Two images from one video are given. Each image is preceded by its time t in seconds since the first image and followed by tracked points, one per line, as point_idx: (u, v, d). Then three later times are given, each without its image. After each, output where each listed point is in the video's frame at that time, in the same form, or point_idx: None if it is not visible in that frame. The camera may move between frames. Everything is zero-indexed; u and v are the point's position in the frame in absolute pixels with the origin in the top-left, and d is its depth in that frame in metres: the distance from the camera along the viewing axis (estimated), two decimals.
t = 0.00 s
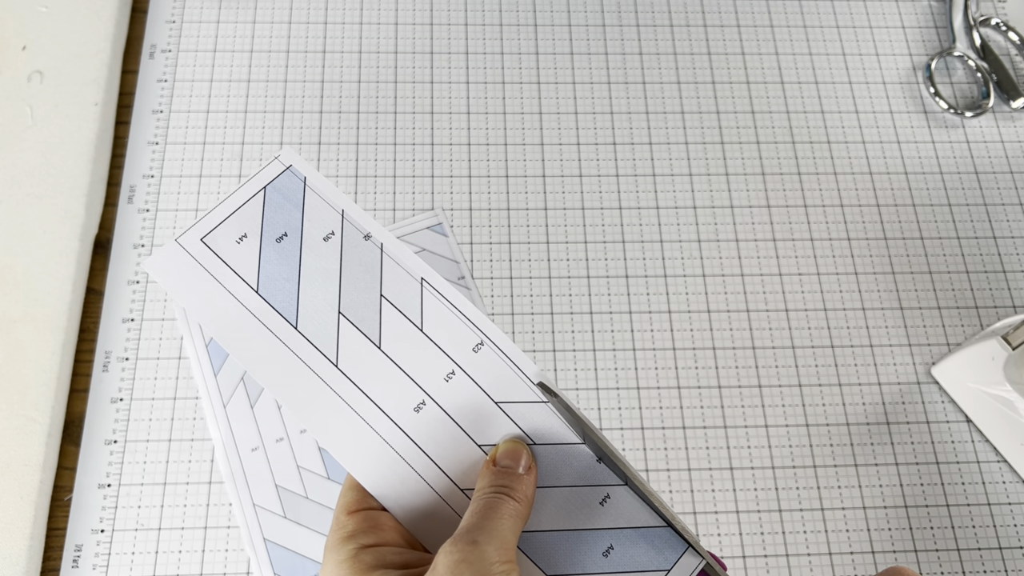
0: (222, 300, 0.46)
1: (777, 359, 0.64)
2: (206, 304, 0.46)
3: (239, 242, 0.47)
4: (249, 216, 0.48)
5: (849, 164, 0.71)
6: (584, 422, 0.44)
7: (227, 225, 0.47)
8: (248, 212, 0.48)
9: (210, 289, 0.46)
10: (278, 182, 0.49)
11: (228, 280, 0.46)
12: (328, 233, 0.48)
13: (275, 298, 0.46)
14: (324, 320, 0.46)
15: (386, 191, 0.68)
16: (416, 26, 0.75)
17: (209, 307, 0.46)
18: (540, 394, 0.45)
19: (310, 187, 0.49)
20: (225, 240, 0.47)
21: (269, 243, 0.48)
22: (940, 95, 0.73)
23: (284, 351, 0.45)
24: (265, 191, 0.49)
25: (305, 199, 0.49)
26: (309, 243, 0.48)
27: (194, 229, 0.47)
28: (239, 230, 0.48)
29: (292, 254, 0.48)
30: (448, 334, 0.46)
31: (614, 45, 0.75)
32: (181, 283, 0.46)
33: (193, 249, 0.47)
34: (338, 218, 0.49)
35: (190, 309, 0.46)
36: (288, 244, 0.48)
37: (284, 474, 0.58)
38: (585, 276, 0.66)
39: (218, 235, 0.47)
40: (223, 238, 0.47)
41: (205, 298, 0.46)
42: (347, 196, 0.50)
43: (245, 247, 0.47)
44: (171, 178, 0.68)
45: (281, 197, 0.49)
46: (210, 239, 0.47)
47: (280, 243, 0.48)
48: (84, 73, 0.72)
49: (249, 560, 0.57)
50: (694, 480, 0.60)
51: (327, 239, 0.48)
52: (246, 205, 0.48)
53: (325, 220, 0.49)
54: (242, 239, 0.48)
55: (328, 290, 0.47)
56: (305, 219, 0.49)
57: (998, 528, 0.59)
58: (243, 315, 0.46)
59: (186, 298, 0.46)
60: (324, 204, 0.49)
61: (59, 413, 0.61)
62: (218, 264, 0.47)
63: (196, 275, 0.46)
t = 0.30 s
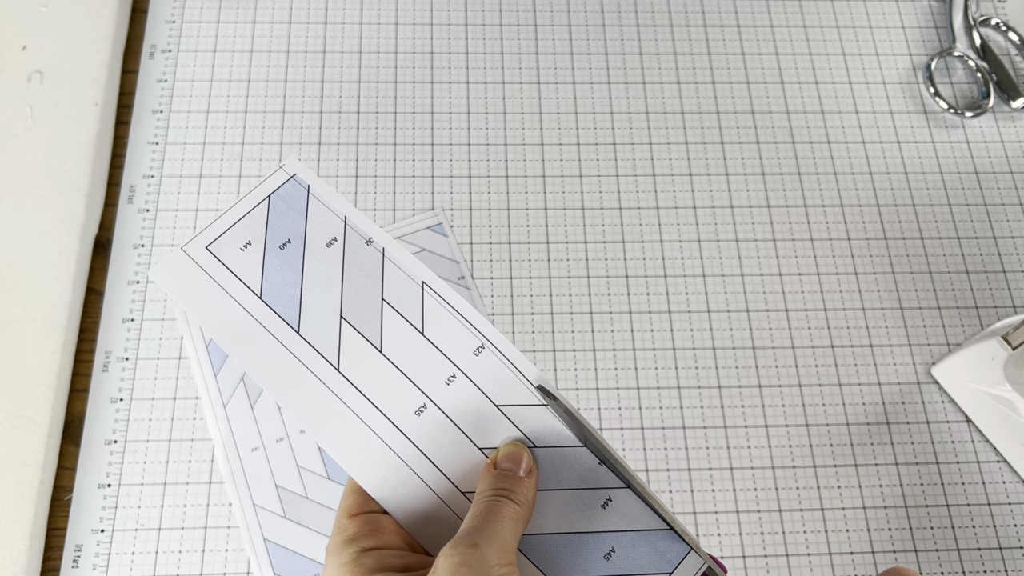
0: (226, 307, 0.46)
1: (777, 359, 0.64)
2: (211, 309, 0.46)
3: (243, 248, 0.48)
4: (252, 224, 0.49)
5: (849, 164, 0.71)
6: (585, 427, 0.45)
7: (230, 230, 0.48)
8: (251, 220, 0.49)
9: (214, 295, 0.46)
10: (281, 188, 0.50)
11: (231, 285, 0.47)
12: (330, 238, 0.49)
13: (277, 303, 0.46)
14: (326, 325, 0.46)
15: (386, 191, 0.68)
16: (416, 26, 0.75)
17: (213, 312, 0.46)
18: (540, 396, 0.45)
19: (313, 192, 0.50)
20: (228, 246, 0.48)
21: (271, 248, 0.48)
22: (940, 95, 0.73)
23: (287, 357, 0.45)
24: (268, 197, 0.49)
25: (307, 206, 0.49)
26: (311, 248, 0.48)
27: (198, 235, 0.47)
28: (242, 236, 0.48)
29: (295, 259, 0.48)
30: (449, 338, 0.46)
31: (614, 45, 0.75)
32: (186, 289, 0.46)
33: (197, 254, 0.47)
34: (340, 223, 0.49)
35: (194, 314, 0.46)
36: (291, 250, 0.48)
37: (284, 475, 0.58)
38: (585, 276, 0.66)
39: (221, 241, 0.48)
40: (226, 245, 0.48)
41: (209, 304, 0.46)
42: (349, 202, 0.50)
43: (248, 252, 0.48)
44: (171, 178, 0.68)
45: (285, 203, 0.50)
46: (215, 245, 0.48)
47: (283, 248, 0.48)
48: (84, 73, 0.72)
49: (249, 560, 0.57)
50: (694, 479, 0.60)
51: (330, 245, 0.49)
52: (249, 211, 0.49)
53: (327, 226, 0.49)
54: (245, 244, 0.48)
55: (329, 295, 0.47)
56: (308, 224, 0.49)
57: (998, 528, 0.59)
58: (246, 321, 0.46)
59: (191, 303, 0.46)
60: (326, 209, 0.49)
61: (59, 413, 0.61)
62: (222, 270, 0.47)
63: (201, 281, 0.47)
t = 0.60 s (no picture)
0: (221, 301, 0.46)
1: (777, 359, 0.64)
2: (205, 303, 0.46)
3: (236, 240, 0.47)
4: (245, 214, 0.48)
5: (849, 164, 0.71)
6: (584, 426, 0.44)
7: (223, 222, 0.47)
8: (244, 209, 0.48)
9: (208, 289, 0.46)
10: (274, 178, 0.49)
11: (226, 279, 0.46)
12: (326, 231, 0.48)
13: (273, 298, 0.46)
14: (323, 320, 0.46)
15: (386, 191, 0.68)
16: (416, 26, 0.75)
17: (208, 306, 0.46)
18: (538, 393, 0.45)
19: (307, 183, 0.49)
20: (221, 238, 0.47)
21: (265, 241, 0.47)
22: (940, 95, 0.73)
23: (284, 352, 0.45)
24: (261, 187, 0.48)
25: (302, 197, 0.49)
26: (306, 241, 0.47)
27: (190, 227, 0.46)
28: (235, 228, 0.47)
29: (289, 252, 0.47)
30: (446, 334, 0.46)
31: (614, 45, 0.75)
32: (179, 284, 0.46)
33: (190, 248, 0.46)
34: (336, 216, 0.48)
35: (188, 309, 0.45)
36: (285, 243, 0.47)
37: (284, 474, 0.58)
38: (585, 276, 0.66)
39: (214, 233, 0.47)
40: (220, 238, 0.47)
41: (203, 299, 0.46)
42: (344, 193, 0.49)
43: (241, 244, 0.47)
44: (171, 178, 0.68)
45: (278, 193, 0.49)
46: (207, 237, 0.47)
47: (277, 241, 0.47)
48: (85, 73, 0.72)
49: (249, 560, 0.57)
50: (694, 479, 0.60)
51: (325, 238, 0.48)
52: (242, 202, 0.48)
53: (322, 218, 0.48)
54: (238, 236, 0.47)
55: (326, 291, 0.46)
56: (302, 217, 0.48)
57: (998, 528, 0.59)
58: (242, 316, 0.45)
59: (185, 298, 0.46)
60: (321, 201, 0.49)
61: (59, 413, 0.61)
62: (215, 263, 0.46)
63: (194, 274, 0.46)
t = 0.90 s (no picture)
0: (221, 312, 0.46)
1: (777, 359, 0.64)
2: (205, 315, 0.46)
3: (237, 253, 0.47)
4: (245, 227, 0.48)
5: (849, 164, 0.71)
6: (585, 430, 0.45)
7: (223, 235, 0.47)
8: (245, 222, 0.48)
9: (209, 302, 0.46)
10: (273, 192, 0.49)
11: (226, 291, 0.46)
12: (325, 243, 0.48)
13: (273, 309, 0.46)
14: (323, 328, 0.46)
15: (386, 191, 0.68)
16: (416, 26, 0.75)
17: (208, 318, 0.46)
18: (538, 398, 0.45)
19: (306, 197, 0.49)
20: (221, 251, 0.47)
21: (265, 254, 0.47)
22: (940, 95, 0.73)
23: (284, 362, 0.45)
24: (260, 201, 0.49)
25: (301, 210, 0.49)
26: (306, 253, 0.48)
27: (191, 240, 0.47)
28: (236, 241, 0.48)
29: (290, 264, 0.47)
30: (446, 342, 0.46)
31: (614, 45, 0.75)
32: (181, 296, 0.46)
33: (191, 260, 0.47)
34: (335, 228, 0.48)
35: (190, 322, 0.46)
36: (285, 255, 0.48)
37: (284, 475, 0.58)
38: (585, 276, 0.66)
39: (214, 245, 0.47)
40: (220, 251, 0.47)
41: (204, 311, 0.46)
42: (342, 206, 0.50)
43: (242, 257, 0.47)
44: (171, 178, 0.68)
45: (277, 207, 0.49)
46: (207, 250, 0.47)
47: (277, 254, 0.48)
48: (84, 72, 0.72)
49: (249, 560, 0.57)
50: (694, 479, 0.60)
51: (324, 249, 0.48)
52: (242, 215, 0.48)
53: (321, 230, 0.48)
54: (239, 249, 0.47)
55: (326, 300, 0.46)
56: (302, 229, 0.48)
57: (998, 528, 0.59)
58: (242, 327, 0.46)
59: (186, 310, 0.46)
60: (320, 213, 0.49)
61: (59, 413, 0.61)
62: (216, 275, 0.47)
63: (195, 287, 0.46)
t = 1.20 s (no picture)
0: (246, 345, 0.47)
1: (777, 359, 0.64)
2: (232, 349, 0.47)
3: (265, 292, 0.49)
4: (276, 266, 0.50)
5: (849, 164, 0.71)
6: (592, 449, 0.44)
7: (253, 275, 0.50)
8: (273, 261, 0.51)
9: (237, 337, 0.47)
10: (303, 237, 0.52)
11: (253, 326, 0.48)
12: (348, 279, 0.49)
13: (297, 342, 0.47)
14: (338, 353, 0.46)
15: (386, 191, 0.68)
16: (416, 26, 0.75)
17: (235, 352, 0.47)
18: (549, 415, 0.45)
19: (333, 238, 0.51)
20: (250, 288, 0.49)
21: (292, 293, 0.49)
22: (940, 95, 0.73)
23: (302, 390, 0.45)
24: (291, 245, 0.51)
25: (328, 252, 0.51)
26: (330, 290, 0.49)
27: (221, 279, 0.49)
28: (265, 280, 0.50)
29: (315, 301, 0.49)
30: (455, 359, 0.46)
31: (614, 45, 0.75)
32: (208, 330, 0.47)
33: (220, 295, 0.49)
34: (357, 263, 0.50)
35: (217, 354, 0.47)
36: (311, 293, 0.49)
37: (284, 475, 0.59)
38: (585, 276, 0.66)
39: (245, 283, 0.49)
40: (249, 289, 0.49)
41: (231, 345, 0.47)
42: (366, 245, 0.51)
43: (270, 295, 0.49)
44: (171, 178, 0.68)
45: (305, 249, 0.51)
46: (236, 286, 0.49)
47: (304, 293, 0.49)
48: (85, 73, 0.72)
49: (249, 560, 0.57)
50: (694, 479, 0.60)
51: (346, 285, 0.49)
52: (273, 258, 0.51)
53: (345, 267, 0.50)
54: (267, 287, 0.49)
55: (344, 329, 0.47)
56: (327, 268, 0.50)
57: (998, 528, 0.59)
58: (265, 358, 0.47)
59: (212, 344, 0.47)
60: (344, 252, 0.50)
61: (59, 412, 0.61)
62: (245, 312, 0.48)
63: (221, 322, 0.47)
